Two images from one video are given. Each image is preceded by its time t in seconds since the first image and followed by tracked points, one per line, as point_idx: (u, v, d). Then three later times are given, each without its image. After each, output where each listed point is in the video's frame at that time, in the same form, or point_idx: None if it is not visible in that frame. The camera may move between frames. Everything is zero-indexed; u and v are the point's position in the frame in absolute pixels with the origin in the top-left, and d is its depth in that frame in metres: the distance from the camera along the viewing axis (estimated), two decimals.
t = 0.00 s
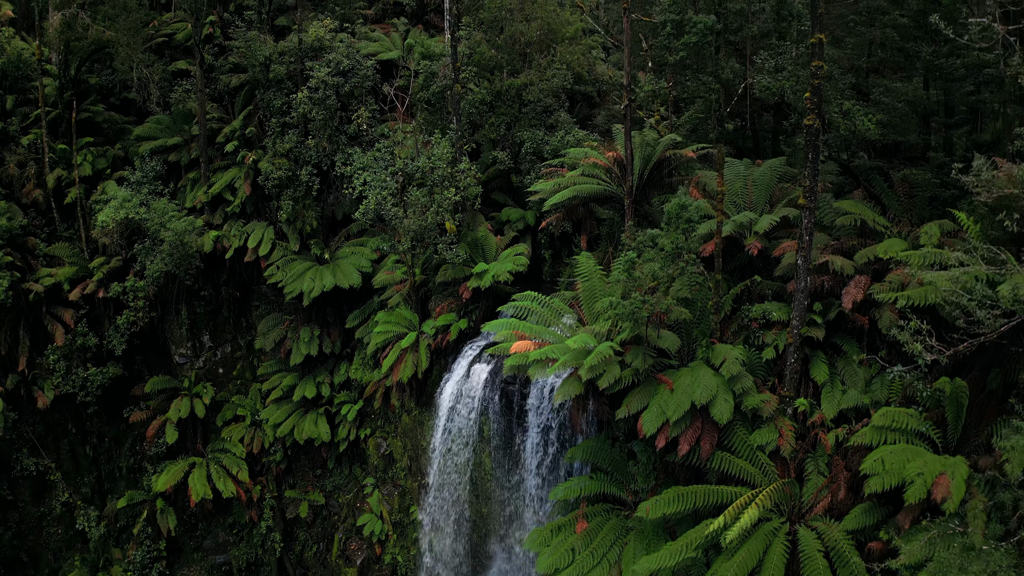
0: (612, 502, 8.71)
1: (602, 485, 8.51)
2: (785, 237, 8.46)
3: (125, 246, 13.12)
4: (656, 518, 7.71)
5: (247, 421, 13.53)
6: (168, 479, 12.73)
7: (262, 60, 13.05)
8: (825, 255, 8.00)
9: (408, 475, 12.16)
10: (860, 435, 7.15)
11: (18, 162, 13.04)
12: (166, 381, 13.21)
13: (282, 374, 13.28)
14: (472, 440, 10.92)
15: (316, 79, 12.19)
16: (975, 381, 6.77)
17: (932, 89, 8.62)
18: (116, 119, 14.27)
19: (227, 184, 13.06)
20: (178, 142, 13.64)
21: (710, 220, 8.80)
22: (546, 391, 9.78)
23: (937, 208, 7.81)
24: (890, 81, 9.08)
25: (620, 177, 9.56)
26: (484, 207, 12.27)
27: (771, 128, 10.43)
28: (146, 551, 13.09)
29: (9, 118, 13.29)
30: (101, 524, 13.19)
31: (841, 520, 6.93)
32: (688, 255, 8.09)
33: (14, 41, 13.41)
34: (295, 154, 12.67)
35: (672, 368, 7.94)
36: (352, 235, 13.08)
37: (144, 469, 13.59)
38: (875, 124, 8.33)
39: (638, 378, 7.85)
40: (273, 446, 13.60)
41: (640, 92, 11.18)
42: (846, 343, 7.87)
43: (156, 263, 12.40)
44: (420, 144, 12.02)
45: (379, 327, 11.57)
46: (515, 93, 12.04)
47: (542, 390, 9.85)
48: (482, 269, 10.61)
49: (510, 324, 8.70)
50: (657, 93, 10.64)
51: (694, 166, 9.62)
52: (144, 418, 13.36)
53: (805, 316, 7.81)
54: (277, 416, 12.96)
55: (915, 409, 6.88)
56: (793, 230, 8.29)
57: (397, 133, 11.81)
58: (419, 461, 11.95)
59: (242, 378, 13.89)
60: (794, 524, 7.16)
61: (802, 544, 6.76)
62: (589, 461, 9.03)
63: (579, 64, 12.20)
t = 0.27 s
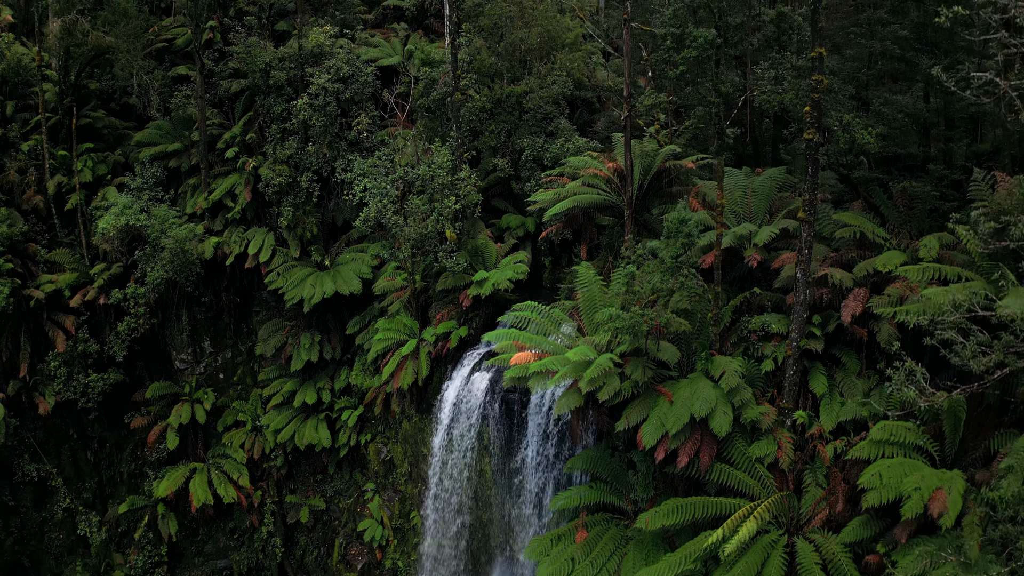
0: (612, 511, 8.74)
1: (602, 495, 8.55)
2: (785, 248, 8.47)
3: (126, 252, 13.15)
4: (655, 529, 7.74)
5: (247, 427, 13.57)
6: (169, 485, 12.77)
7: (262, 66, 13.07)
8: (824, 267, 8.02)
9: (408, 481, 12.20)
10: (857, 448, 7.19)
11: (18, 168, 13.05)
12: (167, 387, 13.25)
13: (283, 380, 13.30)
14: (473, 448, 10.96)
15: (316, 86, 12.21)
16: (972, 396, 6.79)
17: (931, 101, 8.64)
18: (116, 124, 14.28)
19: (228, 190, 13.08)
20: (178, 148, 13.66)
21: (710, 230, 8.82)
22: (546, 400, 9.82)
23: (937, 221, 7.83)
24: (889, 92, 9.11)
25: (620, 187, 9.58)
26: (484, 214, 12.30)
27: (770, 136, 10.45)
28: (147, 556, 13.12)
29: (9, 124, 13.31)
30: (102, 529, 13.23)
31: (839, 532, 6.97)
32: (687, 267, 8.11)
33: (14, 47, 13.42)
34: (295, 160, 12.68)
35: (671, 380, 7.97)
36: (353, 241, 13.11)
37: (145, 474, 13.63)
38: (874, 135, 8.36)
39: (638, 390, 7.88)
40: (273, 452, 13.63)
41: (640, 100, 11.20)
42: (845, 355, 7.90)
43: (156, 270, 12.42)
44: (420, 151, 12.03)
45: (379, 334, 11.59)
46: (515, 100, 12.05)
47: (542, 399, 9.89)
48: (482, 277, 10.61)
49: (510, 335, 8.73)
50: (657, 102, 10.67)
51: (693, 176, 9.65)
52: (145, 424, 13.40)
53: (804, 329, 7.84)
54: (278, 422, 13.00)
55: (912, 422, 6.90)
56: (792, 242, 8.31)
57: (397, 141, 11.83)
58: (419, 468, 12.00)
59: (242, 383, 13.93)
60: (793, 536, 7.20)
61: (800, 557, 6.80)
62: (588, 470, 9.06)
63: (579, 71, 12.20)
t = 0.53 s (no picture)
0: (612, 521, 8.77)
1: (602, 505, 8.57)
2: (784, 260, 8.50)
3: (127, 259, 13.17)
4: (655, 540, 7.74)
5: (248, 432, 13.61)
6: (170, 490, 12.79)
7: (262, 73, 13.07)
8: (824, 279, 8.05)
9: (409, 487, 12.23)
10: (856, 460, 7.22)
11: (18, 174, 13.07)
12: (168, 393, 13.28)
13: (284, 387, 13.32)
14: (473, 456, 11.00)
15: (316, 93, 12.21)
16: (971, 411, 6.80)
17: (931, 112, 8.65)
18: (116, 130, 14.29)
19: (228, 197, 13.10)
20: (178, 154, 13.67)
21: (710, 241, 8.84)
22: (546, 409, 9.86)
23: (936, 234, 7.86)
24: (889, 103, 9.12)
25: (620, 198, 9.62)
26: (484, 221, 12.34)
27: (770, 145, 10.47)
28: (148, 561, 13.15)
29: (9, 130, 13.33)
30: (104, 534, 13.25)
31: (838, 545, 7.01)
32: (688, 280, 8.14)
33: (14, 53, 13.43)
34: (296, 167, 12.68)
35: (671, 391, 8.01)
36: (353, 247, 13.12)
37: (146, 480, 13.66)
38: (873, 147, 8.38)
39: (637, 402, 7.91)
40: (274, 457, 13.66)
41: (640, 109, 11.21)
42: (845, 367, 7.93)
43: (157, 277, 12.43)
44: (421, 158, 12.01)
45: (379, 342, 11.61)
46: (515, 107, 12.06)
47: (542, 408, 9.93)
48: (483, 285, 10.63)
49: (510, 346, 8.76)
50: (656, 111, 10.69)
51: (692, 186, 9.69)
52: (146, 430, 13.44)
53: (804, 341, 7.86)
54: (278, 428, 13.03)
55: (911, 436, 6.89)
56: (792, 254, 8.33)
57: (397, 148, 11.83)
58: (419, 474, 12.04)
59: (243, 389, 13.97)
60: (791, 548, 7.24)
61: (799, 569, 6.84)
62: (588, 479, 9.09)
63: (579, 78, 12.20)
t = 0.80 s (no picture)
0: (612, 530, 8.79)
1: (602, 515, 8.59)
2: (784, 271, 8.53)
3: (128, 265, 13.20)
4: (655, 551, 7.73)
5: (250, 438, 13.65)
6: (172, 496, 12.82)
7: (262, 79, 13.06)
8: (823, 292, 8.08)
9: (409, 493, 12.26)
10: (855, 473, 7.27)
11: (19, 181, 13.08)
12: (169, 399, 13.31)
13: (284, 393, 13.35)
14: (473, 464, 11.04)
15: (316, 99, 12.22)
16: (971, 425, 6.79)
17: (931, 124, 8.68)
18: (116, 136, 14.31)
19: (229, 204, 13.12)
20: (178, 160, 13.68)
21: (709, 253, 8.87)
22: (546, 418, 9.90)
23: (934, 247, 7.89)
24: (888, 114, 9.15)
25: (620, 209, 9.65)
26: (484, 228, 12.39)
27: (769, 155, 10.52)
28: (150, 567, 13.15)
29: (9, 136, 13.34)
30: (105, 540, 13.25)
31: (836, 557, 7.04)
32: (687, 292, 8.17)
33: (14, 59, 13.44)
34: (296, 173, 12.69)
35: (671, 403, 8.04)
36: (354, 253, 13.16)
37: (148, 485, 13.69)
38: (872, 160, 8.40)
39: (637, 414, 7.95)
40: (275, 463, 13.68)
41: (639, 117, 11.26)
42: (844, 379, 7.96)
43: (158, 284, 12.45)
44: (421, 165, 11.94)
45: (379, 349, 11.64)
46: (515, 115, 12.08)
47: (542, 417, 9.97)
48: (483, 293, 10.63)
49: (510, 358, 8.80)
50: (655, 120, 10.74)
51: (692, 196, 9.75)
52: (148, 436, 13.49)
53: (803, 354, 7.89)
54: (279, 434, 13.06)
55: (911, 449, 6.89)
56: (791, 266, 8.36)
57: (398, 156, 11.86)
58: (420, 481, 12.07)
59: (244, 395, 14.02)
60: (790, 560, 7.28)
61: None
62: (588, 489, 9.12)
63: (579, 85, 12.22)
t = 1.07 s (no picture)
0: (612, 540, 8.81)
1: (602, 525, 8.61)
2: (783, 283, 8.54)
3: (128, 272, 13.21)
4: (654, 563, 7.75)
5: (250, 443, 13.70)
6: (173, 502, 12.84)
7: (262, 85, 13.03)
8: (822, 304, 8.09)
9: (410, 499, 12.30)
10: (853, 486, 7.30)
11: (18, 188, 13.08)
12: (169, 405, 13.34)
13: (284, 399, 13.38)
14: (474, 471, 11.06)
15: (316, 107, 12.19)
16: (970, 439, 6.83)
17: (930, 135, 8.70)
18: (116, 142, 14.31)
19: (229, 211, 13.12)
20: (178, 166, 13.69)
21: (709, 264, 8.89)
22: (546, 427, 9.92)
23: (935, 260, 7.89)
24: (887, 124, 9.18)
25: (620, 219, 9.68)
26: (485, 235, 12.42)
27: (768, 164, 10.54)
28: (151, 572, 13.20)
29: (9, 143, 13.34)
30: (106, 546, 13.29)
31: (833, 570, 7.06)
32: (687, 305, 8.19)
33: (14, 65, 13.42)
34: (296, 180, 12.68)
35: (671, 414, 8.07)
36: (354, 260, 13.18)
37: (149, 491, 13.73)
38: (871, 172, 8.42)
39: (637, 426, 7.97)
40: (276, 468, 13.72)
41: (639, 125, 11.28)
42: (843, 391, 7.99)
43: (158, 291, 12.47)
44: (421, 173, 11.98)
45: (380, 357, 11.66)
46: (515, 122, 12.08)
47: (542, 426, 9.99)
48: (483, 300, 10.67)
49: (511, 369, 8.82)
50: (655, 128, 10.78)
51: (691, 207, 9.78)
52: (149, 442, 13.52)
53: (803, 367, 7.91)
54: (280, 440, 13.10)
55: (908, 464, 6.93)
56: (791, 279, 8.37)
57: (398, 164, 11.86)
58: (420, 488, 12.10)
59: (244, 400, 14.06)
60: (788, 573, 7.30)
61: None
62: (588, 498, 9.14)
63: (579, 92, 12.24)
